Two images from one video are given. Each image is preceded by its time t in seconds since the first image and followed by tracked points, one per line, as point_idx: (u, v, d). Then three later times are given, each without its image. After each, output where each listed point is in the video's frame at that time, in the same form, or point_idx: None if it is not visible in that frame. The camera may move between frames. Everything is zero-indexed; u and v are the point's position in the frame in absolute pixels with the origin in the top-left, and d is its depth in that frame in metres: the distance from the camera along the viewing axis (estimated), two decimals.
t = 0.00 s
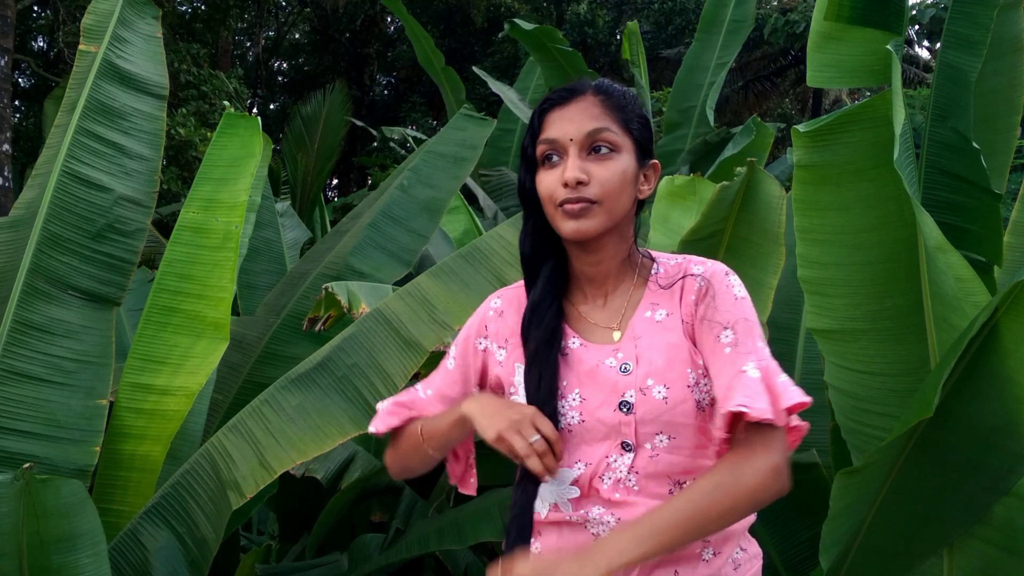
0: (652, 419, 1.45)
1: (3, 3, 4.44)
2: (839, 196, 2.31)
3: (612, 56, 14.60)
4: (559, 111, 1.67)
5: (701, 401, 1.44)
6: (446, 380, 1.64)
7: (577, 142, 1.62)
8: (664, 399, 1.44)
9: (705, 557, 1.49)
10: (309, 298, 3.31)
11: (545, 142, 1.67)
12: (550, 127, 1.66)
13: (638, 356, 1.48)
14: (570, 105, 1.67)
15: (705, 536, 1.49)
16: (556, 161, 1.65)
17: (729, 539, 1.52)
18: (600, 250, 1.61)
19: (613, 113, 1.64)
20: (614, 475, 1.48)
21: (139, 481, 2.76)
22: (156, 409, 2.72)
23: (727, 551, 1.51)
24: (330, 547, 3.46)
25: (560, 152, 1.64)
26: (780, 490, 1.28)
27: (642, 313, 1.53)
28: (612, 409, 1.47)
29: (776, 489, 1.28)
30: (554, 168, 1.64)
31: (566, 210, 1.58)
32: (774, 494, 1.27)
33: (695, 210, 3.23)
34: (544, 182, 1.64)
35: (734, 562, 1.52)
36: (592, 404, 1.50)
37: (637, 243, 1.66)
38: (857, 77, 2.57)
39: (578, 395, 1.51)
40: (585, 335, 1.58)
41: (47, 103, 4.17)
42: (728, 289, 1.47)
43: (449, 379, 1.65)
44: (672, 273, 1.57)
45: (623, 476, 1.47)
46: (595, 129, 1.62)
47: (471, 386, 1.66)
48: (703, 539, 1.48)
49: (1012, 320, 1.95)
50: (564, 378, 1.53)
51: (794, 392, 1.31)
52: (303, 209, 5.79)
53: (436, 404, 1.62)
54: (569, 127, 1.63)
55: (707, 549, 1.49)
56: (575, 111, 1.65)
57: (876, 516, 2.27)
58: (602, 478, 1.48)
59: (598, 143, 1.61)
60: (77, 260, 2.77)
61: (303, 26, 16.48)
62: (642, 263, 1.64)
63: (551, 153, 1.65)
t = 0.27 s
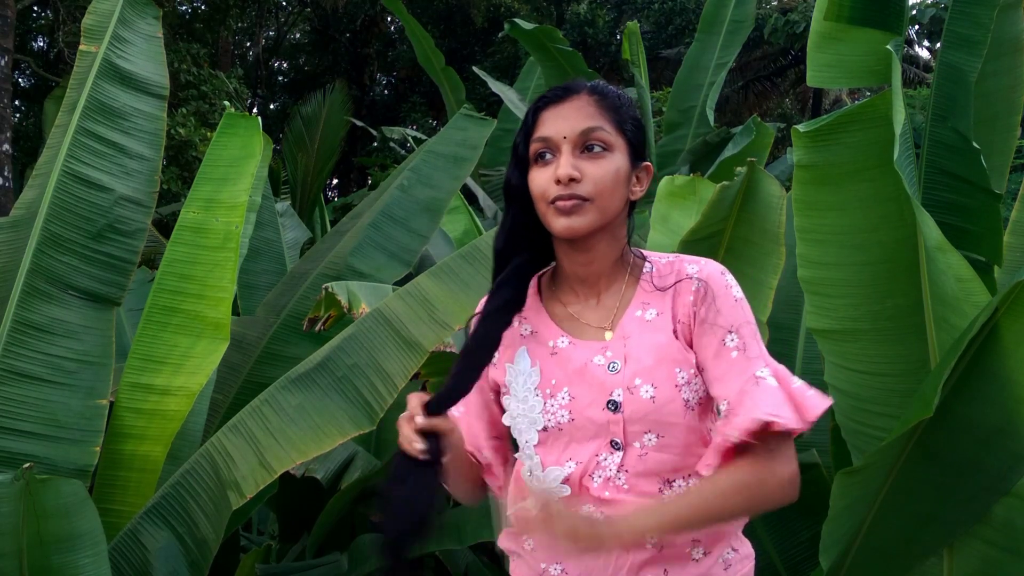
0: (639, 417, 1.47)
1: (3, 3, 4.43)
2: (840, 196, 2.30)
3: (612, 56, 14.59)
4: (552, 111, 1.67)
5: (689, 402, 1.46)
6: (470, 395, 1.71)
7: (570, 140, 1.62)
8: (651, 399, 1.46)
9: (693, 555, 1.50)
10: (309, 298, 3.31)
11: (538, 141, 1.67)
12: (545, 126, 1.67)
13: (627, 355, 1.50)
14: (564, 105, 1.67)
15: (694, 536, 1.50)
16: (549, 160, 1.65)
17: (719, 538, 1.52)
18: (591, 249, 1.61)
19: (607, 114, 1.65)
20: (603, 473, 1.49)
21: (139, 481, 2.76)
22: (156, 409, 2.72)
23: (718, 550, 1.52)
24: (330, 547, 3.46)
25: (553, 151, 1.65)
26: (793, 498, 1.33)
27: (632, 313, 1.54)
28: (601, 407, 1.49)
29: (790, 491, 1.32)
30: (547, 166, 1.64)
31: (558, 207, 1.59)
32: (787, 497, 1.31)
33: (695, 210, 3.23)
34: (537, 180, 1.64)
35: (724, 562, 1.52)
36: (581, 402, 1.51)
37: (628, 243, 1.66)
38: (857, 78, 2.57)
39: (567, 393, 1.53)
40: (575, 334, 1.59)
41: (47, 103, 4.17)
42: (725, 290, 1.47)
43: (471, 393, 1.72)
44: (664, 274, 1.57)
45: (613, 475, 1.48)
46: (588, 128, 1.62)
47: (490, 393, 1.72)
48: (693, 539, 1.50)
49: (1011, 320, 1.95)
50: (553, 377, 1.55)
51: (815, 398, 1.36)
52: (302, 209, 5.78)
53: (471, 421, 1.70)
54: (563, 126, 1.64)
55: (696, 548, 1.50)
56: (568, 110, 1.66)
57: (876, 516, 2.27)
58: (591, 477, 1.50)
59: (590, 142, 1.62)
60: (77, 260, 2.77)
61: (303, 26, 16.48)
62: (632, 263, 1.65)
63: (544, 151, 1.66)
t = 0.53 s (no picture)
0: (627, 418, 1.46)
1: (3, 3, 4.43)
2: (840, 196, 2.30)
3: (612, 57, 14.58)
4: (549, 114, 1.66)
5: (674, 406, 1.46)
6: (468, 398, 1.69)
7: (567, 145, 1.62)
8: (640, 400, 1.46)
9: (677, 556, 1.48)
10: (309, 298, 3.31)
11: (534, 145, 1.66)
12: (541, 130, 1.65)
13: (616, 356, 1.50)
14: (561, 109, 1.66)
15: (680, 537, 1.47)
16: (546, 164, 1.64)
17: (705, 539, 1.49)
18: (587, 252, 1.61)
19: (603, 117, 1.64)
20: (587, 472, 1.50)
21: (139, 481, 2.76)
22: (156, 410, 2.72)
23: (702, 551, 1.49)
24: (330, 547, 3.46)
25: (550, 155, 1.64)
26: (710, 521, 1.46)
27: (620, 314, 1.54)
28: (589, 408, 1.49)
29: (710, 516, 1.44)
30: (543, 170, 1.63)
31: (556, 211, 1.58)
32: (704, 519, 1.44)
33: (695, 210, 3.23)
34: (533, 184, 1.64)
35: (709, 563, 1.49)
36: (569, 403, 1.51)
37: (622, 244, 1.67)
38: (857, 78, 2.57)
39: (556, 394, 1.53)
40: (564, 335, 1.59)
41: (47, 103, 4.17)
42: (712, 297, 1.50)
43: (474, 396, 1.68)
44: (654, 275, 1.58)
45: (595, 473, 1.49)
46: (585, 133, 1.62)
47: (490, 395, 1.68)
48: (678, 540, 1.47)
49: (1011, 319, 1.95)
50: (543, 377, 1.54)
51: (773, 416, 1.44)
52: (303, 210, 5.79)
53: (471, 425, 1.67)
54: (561, 130, 1.63)
55: (682, 549, 1.47)
56: (565, 114, 1.65)
57: (876, 516, 2.27)
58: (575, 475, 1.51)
59: (588, 147, 1.61)
60: (77, 260, 2.77)
61: (303, 27, 16.48)
62: (624, 264, 1.65)
63: (541, 155, 1.65)
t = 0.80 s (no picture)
0: (614, 419, 1.47)
1: (3, 3, 4.43)
2: (841, 196, 2.30)
3: (611, 56, 14.55)
4: (522, 123, 1.64)
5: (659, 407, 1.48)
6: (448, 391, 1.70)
7: (542, 153, 1.61)
8: (625, 400, 1.47)
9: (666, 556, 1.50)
10: (309, 298, 3.30)
11: (509, 153, 1.65)
12: (515, 139, 1.64)
13: (601, 357, 1.50)
14: (533, 117, 1.65)
15: (669, 536, 1.50)
16: (522, 172, 1.63)
17: (694, 539, 1.52)
18: (568, 258, 1.61)
19: (577, 122, 1.63)
20: (575, 472, 1.52)
21: (139, 480, 2.76)
22: (156, 409, 2.72)
23: (693, 550, 1.52)
24: (330, 547, 3.46)
25: (525, 163, 1.63)
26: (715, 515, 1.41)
27: (606, 314, 1.54)
28: (574, 410, 1.49)
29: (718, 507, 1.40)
30: (519, 179, 1.62)
31: (534, 220, 1.58)
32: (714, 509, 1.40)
33: (695, 209, 3.23)
34: (510, 193, 1.63)
35: (698, 563, 1.52)
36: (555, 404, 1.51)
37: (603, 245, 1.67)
38: (856, 78, 2.57)
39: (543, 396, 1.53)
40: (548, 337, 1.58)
41: (47, 103, 4.17)
42: (696, 293, 1.51)
43: (451, 390, 1.69)
44: (637, 275, 1.58)
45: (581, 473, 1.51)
46: (559, 140, 1.61)
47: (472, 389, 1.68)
48: (667, 538, 1.50)
49: (1011, 319, 1.95)
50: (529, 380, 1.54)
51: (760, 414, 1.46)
52: (303, 209, 5.79)
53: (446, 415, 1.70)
54: (534, 138, 1.62)
55: (671, 548, 1.50)
56: (538, 122, 1.63)
57: (876, 516, 2.27)
58: (563, 475, 1.52)
59: (563, 153, 1.61)
60: (77, 260, 2.77)
61: (303, 26, 16.47)
62: (607, 264, 1.65)
63: (516, 163, 1.64)
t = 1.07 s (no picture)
0: (611, 419, 1.47)
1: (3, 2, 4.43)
2: (841, 195, 2.30)
3: (611, 56, 14.46)
4: (482, 158, 1.52)
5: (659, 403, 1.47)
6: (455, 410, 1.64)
7: (507, 193, 1.51)
8: (622, 400, 1.47)
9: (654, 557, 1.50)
10: (309, 298, 3.30)
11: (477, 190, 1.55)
12: (480, 172, 1.54)
13: (596, 358, 1.49)
14: (492, 152, 1.52)
15: (656, 538, 1.50)
16: (492, 208, 1.54)
17: (682, 540, 1.52)
18: (556, 273, 1.59)
19: (540, 151, 1.50)
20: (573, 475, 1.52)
21: (139, 480, 2.76)
22: (156, 409, 2.72)
23: (680, 552, 1.51)
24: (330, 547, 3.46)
25: (494, 199, 1.54)
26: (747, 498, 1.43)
27: (598, 315, 1.53)
28: (573, 412, 1.50)
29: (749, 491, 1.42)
30: (491, 214, 1.54)
31: (513, 255, 1.53)
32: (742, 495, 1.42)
33: (695, 209, 3.22)
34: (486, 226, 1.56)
35: (687, 564, 1.52)
36: (553, 408, 1.51)
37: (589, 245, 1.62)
38: (856, 77, 2.56)
39: (540, 400, 1.52)
40: (544, 342, 1.57)
41: (47, 103, 4.17)
42: (687, 286, 1.49)
43: (458, 410, 1.64)
44: (627, 273, 1.56)
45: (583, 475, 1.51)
46: (522, 176, 1.49)
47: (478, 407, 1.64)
48: (655, 540, 1.50)
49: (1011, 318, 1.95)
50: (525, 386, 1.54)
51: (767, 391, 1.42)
52: (303, 209, 5.79)
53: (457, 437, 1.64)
54: (497, 177, 1.51)
55: (659, 550, 1.50)
56: (498, 158, 1.51)
57: (877, 515, 2.27)
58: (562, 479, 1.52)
59: (529, 188, 1.50)
60: (77, 259, 2.77)
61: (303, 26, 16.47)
62: (596, 265, 1.61)
63: (485, 200, 1.55)
